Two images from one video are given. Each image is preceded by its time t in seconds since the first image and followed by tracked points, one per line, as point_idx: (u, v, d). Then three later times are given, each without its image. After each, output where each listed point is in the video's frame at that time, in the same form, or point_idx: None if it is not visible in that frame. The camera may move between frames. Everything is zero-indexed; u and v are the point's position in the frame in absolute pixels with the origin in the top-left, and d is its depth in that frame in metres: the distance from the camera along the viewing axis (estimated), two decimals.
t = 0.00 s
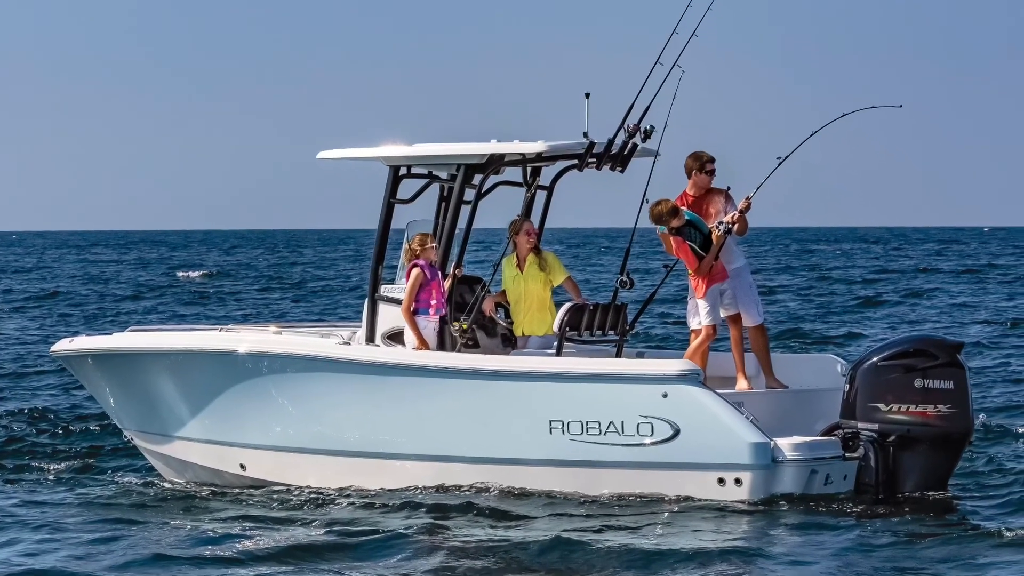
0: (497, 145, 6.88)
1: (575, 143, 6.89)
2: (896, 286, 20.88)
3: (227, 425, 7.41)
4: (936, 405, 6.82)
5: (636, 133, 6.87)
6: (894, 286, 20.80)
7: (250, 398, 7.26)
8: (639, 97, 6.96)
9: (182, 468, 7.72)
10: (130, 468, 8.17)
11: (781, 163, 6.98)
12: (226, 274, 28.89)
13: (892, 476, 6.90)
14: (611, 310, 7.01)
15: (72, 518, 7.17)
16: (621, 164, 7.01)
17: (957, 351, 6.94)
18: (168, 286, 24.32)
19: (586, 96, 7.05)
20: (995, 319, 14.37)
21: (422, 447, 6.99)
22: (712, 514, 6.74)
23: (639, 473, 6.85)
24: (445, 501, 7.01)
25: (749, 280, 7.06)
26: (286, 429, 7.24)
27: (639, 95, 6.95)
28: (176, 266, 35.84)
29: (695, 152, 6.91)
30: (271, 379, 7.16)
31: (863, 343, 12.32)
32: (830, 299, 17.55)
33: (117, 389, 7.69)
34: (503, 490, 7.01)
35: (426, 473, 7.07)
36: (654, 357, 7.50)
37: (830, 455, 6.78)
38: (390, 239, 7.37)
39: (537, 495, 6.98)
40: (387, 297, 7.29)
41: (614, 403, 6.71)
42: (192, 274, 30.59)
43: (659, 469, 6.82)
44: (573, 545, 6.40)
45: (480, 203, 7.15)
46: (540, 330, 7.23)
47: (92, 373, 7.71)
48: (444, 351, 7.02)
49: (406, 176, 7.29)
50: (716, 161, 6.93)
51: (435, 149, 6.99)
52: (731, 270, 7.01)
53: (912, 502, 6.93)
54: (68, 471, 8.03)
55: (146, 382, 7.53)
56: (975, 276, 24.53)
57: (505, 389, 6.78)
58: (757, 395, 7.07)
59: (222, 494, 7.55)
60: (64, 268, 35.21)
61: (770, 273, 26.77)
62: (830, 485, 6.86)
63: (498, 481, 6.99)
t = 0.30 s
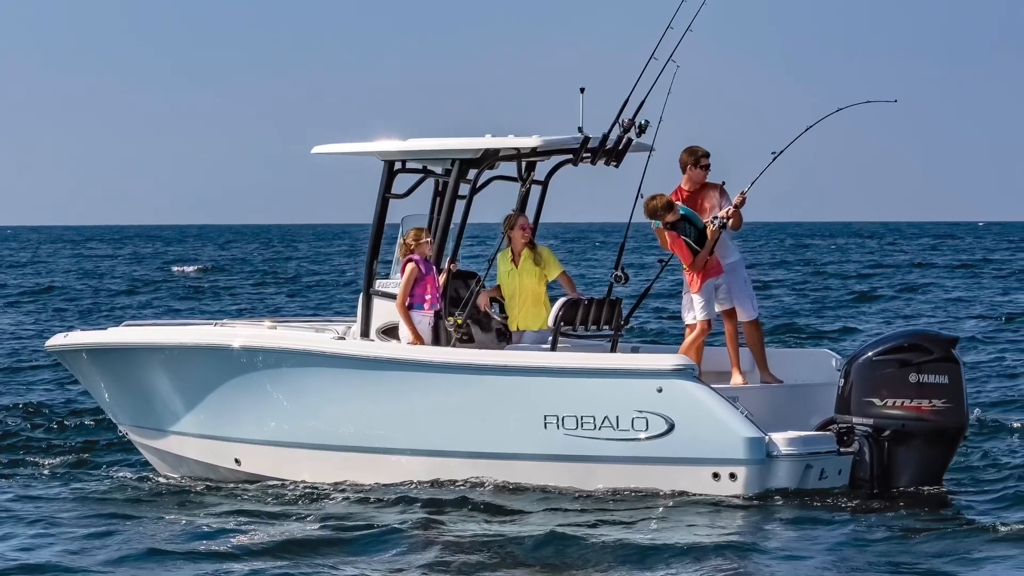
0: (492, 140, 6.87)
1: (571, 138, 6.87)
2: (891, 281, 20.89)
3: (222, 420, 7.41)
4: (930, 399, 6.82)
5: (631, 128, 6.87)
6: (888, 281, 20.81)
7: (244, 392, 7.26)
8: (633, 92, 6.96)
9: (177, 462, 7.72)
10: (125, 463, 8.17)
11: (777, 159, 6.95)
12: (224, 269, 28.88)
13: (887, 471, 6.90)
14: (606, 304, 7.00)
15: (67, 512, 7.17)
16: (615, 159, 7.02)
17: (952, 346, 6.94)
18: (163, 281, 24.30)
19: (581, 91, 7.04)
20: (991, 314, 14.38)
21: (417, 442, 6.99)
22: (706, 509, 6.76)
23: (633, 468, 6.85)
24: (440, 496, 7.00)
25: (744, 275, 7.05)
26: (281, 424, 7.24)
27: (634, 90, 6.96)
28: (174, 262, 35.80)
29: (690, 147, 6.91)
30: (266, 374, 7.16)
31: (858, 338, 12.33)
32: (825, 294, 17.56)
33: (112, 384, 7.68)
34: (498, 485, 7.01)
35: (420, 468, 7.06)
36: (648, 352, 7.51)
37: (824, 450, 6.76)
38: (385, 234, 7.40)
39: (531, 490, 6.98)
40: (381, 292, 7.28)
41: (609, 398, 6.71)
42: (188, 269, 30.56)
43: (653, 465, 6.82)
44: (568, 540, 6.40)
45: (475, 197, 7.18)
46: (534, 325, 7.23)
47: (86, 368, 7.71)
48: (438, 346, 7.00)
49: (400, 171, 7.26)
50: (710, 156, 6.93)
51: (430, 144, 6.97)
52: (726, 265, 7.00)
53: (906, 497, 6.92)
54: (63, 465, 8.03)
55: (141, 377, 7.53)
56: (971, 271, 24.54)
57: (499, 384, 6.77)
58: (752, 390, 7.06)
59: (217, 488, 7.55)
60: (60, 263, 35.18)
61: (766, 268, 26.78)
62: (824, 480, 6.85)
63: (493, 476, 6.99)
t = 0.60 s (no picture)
0: (486, 135, 6.86)
1: (565, 133, 6.89)
2: (888, 276, 20.91)
3: (217, 414, 7.40)
4: (925, 394, 6.81)
5: (625, 123, 6.88)
6: (884, 276, 20.80)
7: (239, 387, 7.26)
8: (628, 86, 6.96)
9: (171, 457, 7.72)
10: (119, 457, 8.17)
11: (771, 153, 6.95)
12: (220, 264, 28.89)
13: (882, 466, 6.90)
14: (601, 299, 7.00)
15: (61, 507, 7.17)
16: (610, 153, 7.01)
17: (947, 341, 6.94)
18: (158, 276, 24.26)
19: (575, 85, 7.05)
20: (986, 309, 14.39)
21: (412, 436, 6.99)
22: (701, 504, 6.75)
23: (628, 462, 6.85)
24: (434, 491, 7.01)
25: (739, 269, 7.07)
26: (276, 419, 7.23)
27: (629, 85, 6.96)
28: (169, 256, 35.80)
29: (684, 141, 6.91)
30: (261, 369, 7.15)
31: (853, 333, 12.34)
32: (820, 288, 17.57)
33: (106, 378, 7.68)
34: (493, 480, 7.01)
35: (415, 463, 7.08)
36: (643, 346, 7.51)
37: (819, 444, 6.78)
38: (379, 228, 7.39)
39: (526, 485, 6.98)
40: (376, 287, 7.31)
41: (604, 393, 6.70)
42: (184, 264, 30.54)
43: (648, 459, 6.82)
44: (563, 534, 6.40)
45: (469, 192, 7.16)
46: (529, 319, 7.20)
47: (81, 362, 7.71)
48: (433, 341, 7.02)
49: (395, 166, 7.30)
50: (705, 151, 6.93)
51: (423, 139, 6.99)
52: (721, 259, 7.00)
53: (901, 492, 6.94)
54: (58, 460, 8.03)
55: (135, 371, 7.53)
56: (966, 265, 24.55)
57: (494, 378, 6.76)
58: (747, 385, 7.07)
59: (212, 483, 7.55)
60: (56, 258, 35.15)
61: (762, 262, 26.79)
62: (819, 475, 6.86)
63: (488, 471, 6.99)
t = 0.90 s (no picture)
0: (482, 129, 6.86)
1: (559, 128, 6.87)
2: (884, 271, 20.93)
3: (211, 409, 7.40)
4: (920, 388, 6.82)
5: (620, 118, 6.87)
6: (880, 271, 20.81)
7: (234, 382, 7.26)
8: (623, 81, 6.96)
9: (166, 452, 7.72)
10: (114, 452, 8.17)
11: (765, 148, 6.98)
12: (217, 259, 28.83)
13: (876, 462, 6.89)
14: (595, 294, 6.99)
15: (56, 502, 7.17)
16: (605, 148, 7.01)
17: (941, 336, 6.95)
18: (152, 271, 24.24)
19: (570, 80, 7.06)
20: (981, 304, 14.40)
21: (406, 431, 6.99)
22: (696, 498, 6.75)
23: (623, 457, 6.85)
24: (429, 486, 7.01)
25: (733, 264, 7.05)
26: (270, 413, 7.24)
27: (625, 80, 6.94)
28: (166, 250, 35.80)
29: (679, 136, 6.90)
30: (256, 363, 7.15)
31: (846, 327, 12.35)
32: (815, 283, 17.59)
33: (101, 373, 7.68)
34: (487, 474, 7.01)
35: (410, 457, 7.07)
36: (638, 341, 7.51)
37: (814, 439, 6.77)
38: (374, 223, 7.39)
39: (520, 480, 6.98)
40: (371, 282, 7.29)
41: (599, 387, 6.70)
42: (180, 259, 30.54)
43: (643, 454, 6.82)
44: (558, 529, 6.40)
45: (464, 186, 7.16)
46: (524, 314, 7.19)
47: (75, 357, 7.70)
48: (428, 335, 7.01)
49: (389, 160, 7.26)
50: (700, 145, 6.92)
51: (418, 135, 6.97)
52: (716, 254, 7.00)
53: (896, 486, 6.93)
54: (53, 455, 8.03)
55: (130, 366, 7.53)
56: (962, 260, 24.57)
57: (488, 373, 6.76)
58: (742, 380, 7.06)
59: (206, 478, 7.55)
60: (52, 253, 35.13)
61: (759, 257, 26.80)
62: (814, 470, 6.84)
63: (482, 465, 6.99)
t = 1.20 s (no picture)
0: (477, 124, 6.85)
1: (554, 123, 6.86)
2: (879, 266, 20.95)
3: (206, 404, 7.40)
4: (914, 383, 6.82)
5: (615, 113, 6.86)
6: (875, 266, 20.81)
7: (229, 377, 7.26)
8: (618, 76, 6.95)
9: (161, 447, 7.73)
10: (109, 447, 8.16)
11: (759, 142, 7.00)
12: (213, 254, 28.86)
13: (871, 457, 6.89)
14: (590, 289, 6.97)
15: (51, 497, 7.17)
16: (599, 143, 7.01)
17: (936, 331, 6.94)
18: (147, 266, 24.18)
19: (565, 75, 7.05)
20: (976, 298, 14.41)
21: (401, 426, 6.99)
22: (690, 493, 6.76)
23: (618, 452, 6.85)
24: (423, 480, 7.01)
25: (728, 258, 7.07)
26: (265, 408, 7.23)
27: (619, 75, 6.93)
28: (161, 246, 35.75)
29: (674, 131, 6.90)
30: (250, 359, 7.15)
31: (841, 323, 12.35)
32: (811, 278, 17.60)
33: (96, 368, 7.68)
34: (482, 469, 7.01)
35: (405, 452, 7.08)
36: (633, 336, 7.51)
37: (809, 434, 6.77)
38: (369, 218, 7.38)
39: (515, 475, 6.98)
40: (365, 277, 7.30)
41: (593, 382, 6.70)
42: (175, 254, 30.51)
43: (637, 449, 6.82)
44: (553, 524, 6.40)
45: (459, 181, 7.14)
46: (518, 309, 7.18)
47: (70, 352, 7.70)
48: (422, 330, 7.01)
49: (384, 155, 7.25)
50: (694, 141, 6.92)
51: (412, 129, 6.97)
52: (711, 249, 7.01)
53: (890, 482, 6.95)
54: (47, 450, 8.03)
55: (125, 361, 7.52)
56: (956, 255, 24.58)
57: (483, 368, 6.76)
58: (736, 374, 7.07)
59: (201, 473, 7.55)
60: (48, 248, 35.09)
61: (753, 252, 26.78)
62: (808, 464, 6.86)
63: (476, 461, 6.99)
